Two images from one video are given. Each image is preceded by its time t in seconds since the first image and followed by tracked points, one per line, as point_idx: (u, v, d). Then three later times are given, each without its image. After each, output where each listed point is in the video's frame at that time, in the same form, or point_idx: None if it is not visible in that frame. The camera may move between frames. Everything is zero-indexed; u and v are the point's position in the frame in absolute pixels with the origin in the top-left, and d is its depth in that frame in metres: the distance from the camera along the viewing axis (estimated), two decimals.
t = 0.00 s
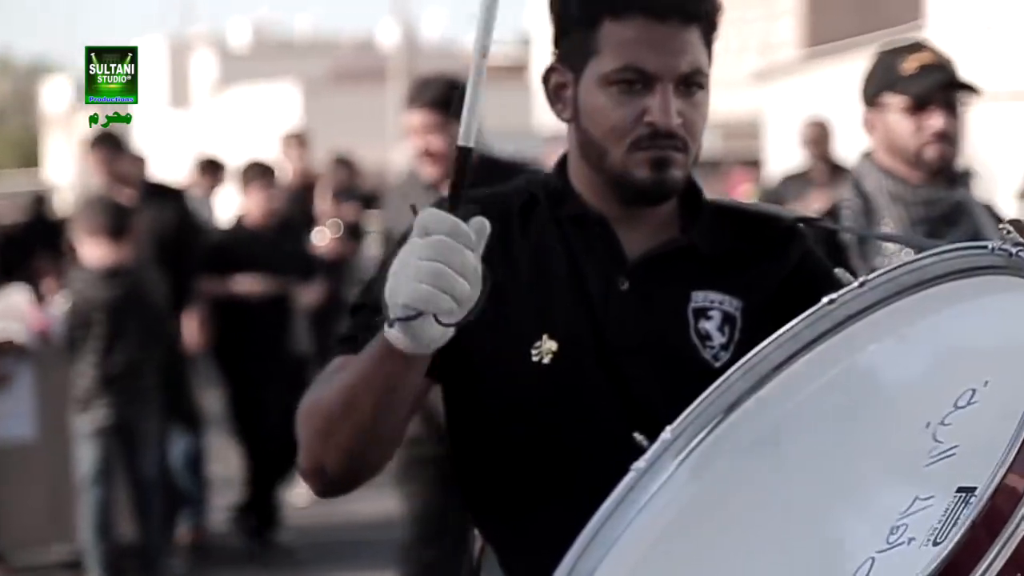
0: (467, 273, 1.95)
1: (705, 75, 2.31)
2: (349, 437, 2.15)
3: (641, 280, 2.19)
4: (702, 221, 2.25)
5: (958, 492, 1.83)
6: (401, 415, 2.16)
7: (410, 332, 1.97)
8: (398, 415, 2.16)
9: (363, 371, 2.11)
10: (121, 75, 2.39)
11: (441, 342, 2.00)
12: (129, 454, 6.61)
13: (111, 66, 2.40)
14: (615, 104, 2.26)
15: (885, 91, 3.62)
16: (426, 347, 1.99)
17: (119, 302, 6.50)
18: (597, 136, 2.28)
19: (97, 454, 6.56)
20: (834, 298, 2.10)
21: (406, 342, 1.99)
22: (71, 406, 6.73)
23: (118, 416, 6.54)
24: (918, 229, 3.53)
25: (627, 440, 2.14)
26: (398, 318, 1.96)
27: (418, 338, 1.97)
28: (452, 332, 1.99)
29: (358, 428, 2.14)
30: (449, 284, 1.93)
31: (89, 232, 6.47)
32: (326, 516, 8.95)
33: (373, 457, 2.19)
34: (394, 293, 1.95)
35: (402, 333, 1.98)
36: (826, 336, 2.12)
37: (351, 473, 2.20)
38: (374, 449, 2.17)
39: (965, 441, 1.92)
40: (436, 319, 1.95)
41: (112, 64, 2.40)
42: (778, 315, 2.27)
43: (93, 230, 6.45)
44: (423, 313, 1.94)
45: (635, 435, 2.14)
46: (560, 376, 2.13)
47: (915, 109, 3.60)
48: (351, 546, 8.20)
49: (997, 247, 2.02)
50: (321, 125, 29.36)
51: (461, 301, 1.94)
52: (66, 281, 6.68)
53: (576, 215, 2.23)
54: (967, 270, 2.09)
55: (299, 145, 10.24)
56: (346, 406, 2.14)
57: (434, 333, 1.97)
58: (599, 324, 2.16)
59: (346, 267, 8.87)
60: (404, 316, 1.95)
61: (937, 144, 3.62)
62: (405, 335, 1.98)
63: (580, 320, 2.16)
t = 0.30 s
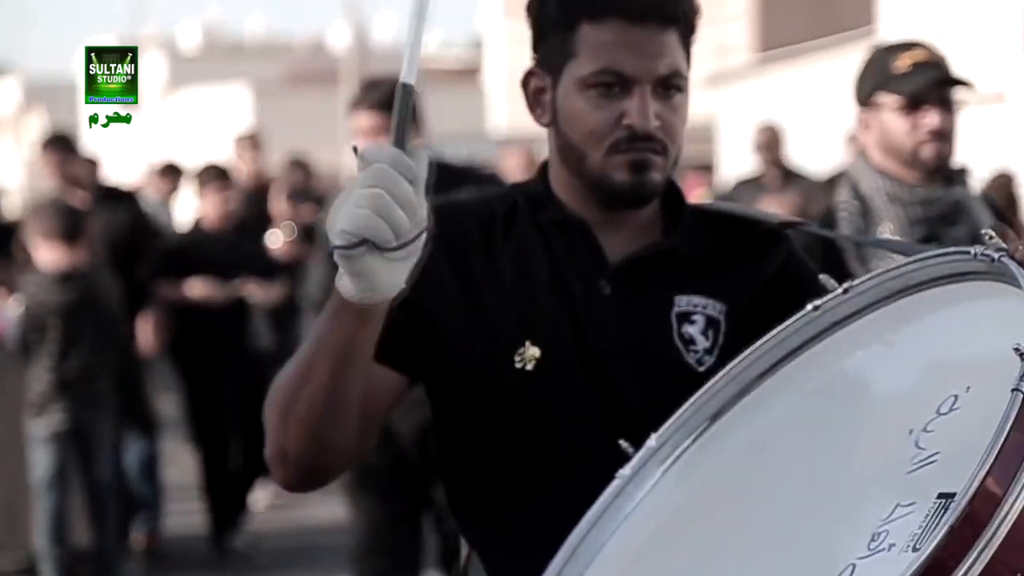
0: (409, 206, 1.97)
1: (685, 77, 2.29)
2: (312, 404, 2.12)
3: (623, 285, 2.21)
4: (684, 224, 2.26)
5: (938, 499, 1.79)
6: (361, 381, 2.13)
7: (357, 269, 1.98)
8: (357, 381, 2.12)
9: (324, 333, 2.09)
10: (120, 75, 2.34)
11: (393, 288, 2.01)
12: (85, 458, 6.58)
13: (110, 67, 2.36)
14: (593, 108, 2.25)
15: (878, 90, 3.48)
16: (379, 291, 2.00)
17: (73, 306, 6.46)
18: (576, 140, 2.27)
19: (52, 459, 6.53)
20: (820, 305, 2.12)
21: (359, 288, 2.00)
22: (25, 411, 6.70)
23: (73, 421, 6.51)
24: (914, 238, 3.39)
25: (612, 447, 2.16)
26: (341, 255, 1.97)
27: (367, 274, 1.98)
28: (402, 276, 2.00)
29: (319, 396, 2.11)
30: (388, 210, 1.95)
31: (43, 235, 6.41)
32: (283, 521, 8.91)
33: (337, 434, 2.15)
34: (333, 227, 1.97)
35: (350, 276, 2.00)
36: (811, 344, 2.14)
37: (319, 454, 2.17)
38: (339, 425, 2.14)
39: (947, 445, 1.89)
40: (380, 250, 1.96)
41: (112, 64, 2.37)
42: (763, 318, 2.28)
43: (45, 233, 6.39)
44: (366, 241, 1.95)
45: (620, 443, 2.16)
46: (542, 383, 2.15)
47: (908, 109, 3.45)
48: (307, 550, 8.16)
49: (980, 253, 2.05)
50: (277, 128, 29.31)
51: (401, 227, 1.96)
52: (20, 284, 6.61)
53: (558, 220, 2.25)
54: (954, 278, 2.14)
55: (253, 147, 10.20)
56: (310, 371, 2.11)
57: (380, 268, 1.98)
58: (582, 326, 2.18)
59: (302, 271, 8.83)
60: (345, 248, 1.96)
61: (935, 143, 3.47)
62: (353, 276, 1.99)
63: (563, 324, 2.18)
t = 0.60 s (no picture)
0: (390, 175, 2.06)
1: (692, 93, 2.28)
2: (301, 391, 2.13)
3: (633, 301, 2.23)
4: (694, 243, 2.28)
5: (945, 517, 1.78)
6: (351, 366, 2.14)
7: (341, 233, 2.04)
8: (347, 366, 2.13)
9: (317, 316, 2.11)
10: (122, 74, 2.43)
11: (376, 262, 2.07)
12: (75, 475, 6.64)
13: (111, 64, 2.44)
14: (599, 125, 2.25)
15: (908, 109, 3.68)
16: (366, 261, 2.06)
17: (63, 325, 6.57)
18: (584, 158, 2.27)
19: (41, 477, 6.58)
20: (832, 323, 2.14)
21: (343, 259, 2.07)
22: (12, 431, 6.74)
23: (63, 439, 6.59)
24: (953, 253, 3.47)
25: (627, 465, 2.17)
26: (324, 219, 2.05)
27: (348, 237, 2.04)
28: (386, 245, 2.07)
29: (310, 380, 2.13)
30: (371, 171, 2.04)
31: (31, 254, 6.54)
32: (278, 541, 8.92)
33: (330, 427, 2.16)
34: (317, 190, 2.05)
35: (335, 248, 2.06)
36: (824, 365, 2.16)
37: (309, 449, 2.17)
38: (330, 416, 2.15)
39: (953, 463, 1.88)
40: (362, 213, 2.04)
41: (113, 63, 2.44)
42: (777, 336, 2.29)
43: (33, 252, 6.52)
44: (350, 203, 2.03)
45: (635, 461, 2.17)
46: (551, 400, 2.17)
47: (939, 126, 3.65)
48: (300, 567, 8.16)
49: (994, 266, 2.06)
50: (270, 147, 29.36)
51: (383, 193, 2.04)
52: (9, 304, 6.72)
53: (568, 239, 2.27)
54: (965, 297, 2.13)
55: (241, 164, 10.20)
56: (300, 355, 2.13)
57: (362, 233, 2.05)
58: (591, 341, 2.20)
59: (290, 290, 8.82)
60: (328, 210, 2.04)
61: (969, 160, 3.64)
62: (335, 243, 2.06)
63: (572, 341, 2.19)
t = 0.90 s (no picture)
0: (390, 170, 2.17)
1: (698, 121, 2.29)
2: (292, 394, 2.16)
3: (641, 332, 2.25)
4: (705, 273, 2.30)
5: (952, 553, 1.88)
6: (345, 372, 2.18)
7: (331, 219, 2.16)
8: (341, 371, 2.17)
9: (316, 318, 2.17)
10: (120, 75, 2.41)
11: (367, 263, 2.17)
12: (63, 507, 6.65)
13: (111, 66, 2.41)
14: (604, 155, 2.26)
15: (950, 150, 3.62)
16: (358, 257, 2.17)
17: (52, 355, 6.67)
18: (592, 189, 2.27)
19: (30, 507, 6.56)
20: (843, 354, 2.11)
21: (336, 255, 2.17)
22: None
23: (52, 469, 6.61)
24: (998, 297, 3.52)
25: (637, 496, 2.17)
26: (317, 207, 2.17)
27: (335, 229, 2.16)
28: (377, 243, 2.17)
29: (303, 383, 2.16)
30: (362, 159, 2.15)
31: (21, 284, 6.66)
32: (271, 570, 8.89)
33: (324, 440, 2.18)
34: (313, 178, 2.18)
35: (326, 241, 2.18)
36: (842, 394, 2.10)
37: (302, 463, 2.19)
38: (326, 425, 2.17)
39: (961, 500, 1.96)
40: (352, 201, 2.16)
41: (112, 64, 2.42)
42: (793, 368, 2.29)
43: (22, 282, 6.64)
44: (345, 189, 2.15)
45: (645, 492, 2.17)
46: (559, 430, 2.19)
47: (981, 167, 3.60)
48: None
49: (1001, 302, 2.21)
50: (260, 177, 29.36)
51: (376, 184, 2.16)
52: None
53: (577, 270, 2.29)
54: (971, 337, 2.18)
55: (229, 194, 10.20)
56: (294, 358, 2.17)
57: (349, 224, 2.16)
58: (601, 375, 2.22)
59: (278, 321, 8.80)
60: (322, 192, 2.16)
61: (1010, 202, 3.64)
62: (326, 233, 2.17)
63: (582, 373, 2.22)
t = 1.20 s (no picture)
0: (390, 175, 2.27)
1: (699, 129, 2.30)
2: (285, 393, 2.21)
3: (643, 344, 2.26)
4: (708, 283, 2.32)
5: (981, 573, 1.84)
6: (339, 365, 2.22)
7: (328, 210, 2.24)
8: (335, 371, 2.22)
9: (309, 316, 2.24)
10: (121, 76, 2.65)
11: (361, 261, 2.25)
12: (52, 517, 6.90)
13: (112, 66, 2.66)
14: (605, 164, 2.28)
15: (982, 159, 3.56)
16: (355, 249, 2.24)
17: (40, 366, 6.87)
18: (593, 198, 2.29)
19: (18, 518, 6.80)
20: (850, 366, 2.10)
21: (330, 251, 2.25)
22: None
23: (39, 480, 6.82)
24: None
25: (643, 507, 2.18)
26: (316, 197, 2.25)
27: (328, 218, 2.24)
28: (374, 240, 2.25)
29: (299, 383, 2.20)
30: (361, 151, 2.24)
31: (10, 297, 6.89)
32: None
33: (321, 441, 2.22)
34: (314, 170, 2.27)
35: (321, 234, 2.25)
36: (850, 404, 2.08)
37: (300, 464, 2.22)
38: (320, 427, 2.21)
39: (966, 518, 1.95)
40: (350, 194, 2.25)
41: (113, 64, 2.66)
42: (798, 380, 2.32)
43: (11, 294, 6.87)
44: (345, 180, 2.24)
45: (652, 503, 2.19)
46: (561, 440, 2.21)
47: (1015, 177, 3.54)
48: None
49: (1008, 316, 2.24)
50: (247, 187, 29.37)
51: (376, 181, 2.25)
52: None
53: (579, 281, 2.31)
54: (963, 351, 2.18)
55: (219, 204, 10.22)
56: (288, 358, 2.22)
57: (341, 214, 2.24)
58: (604, 385, 2.23)
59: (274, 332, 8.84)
60: (323, 182, 2.24)
61: None
62: (321, 225, 2.25)
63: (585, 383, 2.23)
